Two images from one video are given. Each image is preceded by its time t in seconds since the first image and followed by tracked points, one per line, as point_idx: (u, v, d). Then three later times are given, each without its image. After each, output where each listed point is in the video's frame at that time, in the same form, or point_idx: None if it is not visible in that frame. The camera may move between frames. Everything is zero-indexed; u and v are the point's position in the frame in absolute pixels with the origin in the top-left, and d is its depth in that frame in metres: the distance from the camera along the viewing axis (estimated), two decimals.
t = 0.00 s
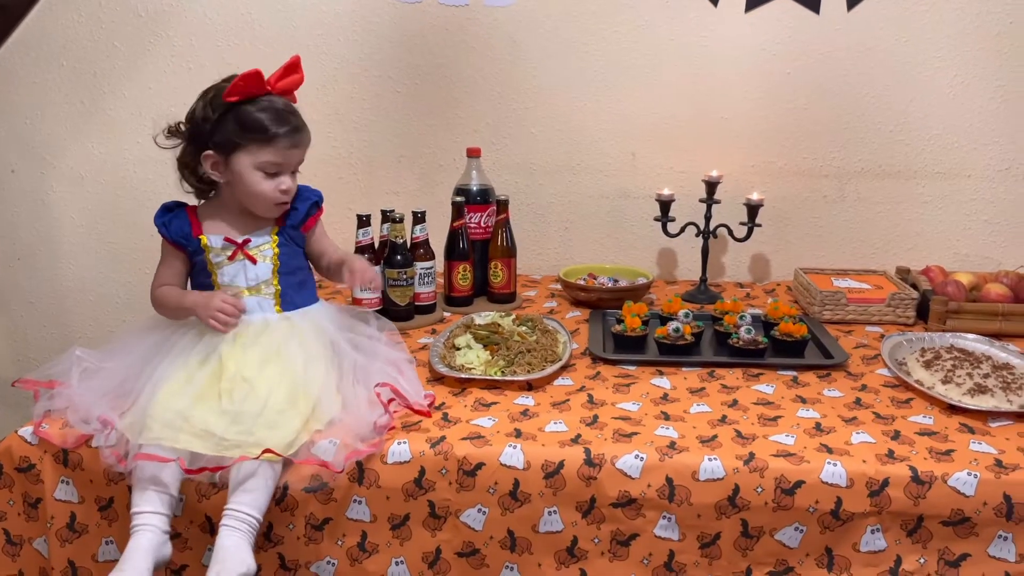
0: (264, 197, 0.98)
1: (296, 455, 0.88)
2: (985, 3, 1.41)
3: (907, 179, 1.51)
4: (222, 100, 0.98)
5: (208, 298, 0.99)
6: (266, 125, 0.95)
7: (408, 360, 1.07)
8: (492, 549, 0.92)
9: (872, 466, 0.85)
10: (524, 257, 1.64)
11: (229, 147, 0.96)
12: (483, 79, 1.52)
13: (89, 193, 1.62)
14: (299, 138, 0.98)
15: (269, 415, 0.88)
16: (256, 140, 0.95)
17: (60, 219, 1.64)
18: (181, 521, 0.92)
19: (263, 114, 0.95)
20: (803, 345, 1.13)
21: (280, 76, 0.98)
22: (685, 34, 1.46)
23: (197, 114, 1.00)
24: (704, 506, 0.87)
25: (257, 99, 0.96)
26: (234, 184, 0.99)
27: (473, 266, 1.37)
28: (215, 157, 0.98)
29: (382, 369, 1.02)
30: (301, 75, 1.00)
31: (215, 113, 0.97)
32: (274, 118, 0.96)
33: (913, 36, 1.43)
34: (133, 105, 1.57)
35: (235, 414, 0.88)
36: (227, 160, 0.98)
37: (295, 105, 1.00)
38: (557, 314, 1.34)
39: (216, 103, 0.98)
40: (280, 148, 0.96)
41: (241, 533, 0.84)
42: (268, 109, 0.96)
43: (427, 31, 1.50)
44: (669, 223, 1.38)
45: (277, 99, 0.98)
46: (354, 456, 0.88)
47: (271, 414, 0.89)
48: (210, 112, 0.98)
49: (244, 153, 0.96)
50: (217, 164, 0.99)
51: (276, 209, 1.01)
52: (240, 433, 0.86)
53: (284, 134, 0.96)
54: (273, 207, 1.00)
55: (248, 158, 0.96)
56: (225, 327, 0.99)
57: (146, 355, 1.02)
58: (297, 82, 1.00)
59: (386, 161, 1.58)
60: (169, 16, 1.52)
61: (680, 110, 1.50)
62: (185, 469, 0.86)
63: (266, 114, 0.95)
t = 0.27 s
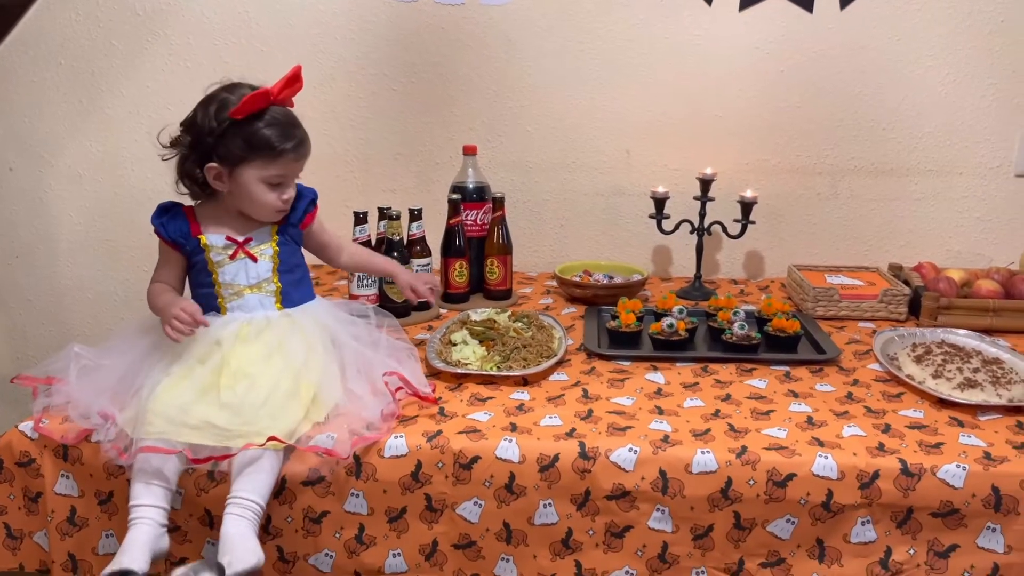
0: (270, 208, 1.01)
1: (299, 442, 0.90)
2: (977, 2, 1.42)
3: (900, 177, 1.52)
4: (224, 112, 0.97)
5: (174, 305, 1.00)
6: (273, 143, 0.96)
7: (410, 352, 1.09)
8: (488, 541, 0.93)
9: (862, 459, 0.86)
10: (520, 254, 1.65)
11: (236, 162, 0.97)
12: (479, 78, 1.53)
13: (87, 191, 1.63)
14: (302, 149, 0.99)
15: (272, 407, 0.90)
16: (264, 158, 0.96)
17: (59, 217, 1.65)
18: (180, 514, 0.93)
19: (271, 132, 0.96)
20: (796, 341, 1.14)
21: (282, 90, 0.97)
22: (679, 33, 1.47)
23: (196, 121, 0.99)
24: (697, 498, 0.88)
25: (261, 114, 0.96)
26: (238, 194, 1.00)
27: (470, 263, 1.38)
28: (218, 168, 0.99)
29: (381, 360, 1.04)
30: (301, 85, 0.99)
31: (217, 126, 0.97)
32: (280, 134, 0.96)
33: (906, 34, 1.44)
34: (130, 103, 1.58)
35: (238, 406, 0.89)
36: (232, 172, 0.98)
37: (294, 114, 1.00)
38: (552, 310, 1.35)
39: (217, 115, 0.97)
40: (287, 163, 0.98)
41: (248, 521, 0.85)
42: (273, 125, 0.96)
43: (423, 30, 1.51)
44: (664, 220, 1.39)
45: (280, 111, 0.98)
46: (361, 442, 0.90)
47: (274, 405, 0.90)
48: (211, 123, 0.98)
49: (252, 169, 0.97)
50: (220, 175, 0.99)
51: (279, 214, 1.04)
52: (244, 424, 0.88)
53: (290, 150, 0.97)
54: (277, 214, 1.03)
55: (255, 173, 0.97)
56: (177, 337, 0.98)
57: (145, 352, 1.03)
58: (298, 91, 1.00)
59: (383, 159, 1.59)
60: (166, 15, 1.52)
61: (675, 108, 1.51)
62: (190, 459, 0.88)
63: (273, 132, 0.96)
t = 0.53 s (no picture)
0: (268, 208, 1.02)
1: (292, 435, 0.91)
2: None
3: (891, 174, 1.53)
4: (226, 114, 0.97)
5: (158, 307, 1.01)
6: (275, 147, 0.97)
7: (403, 348, 1.10)
8: (481, 534, 0.94)
9: (850, 451, 0.87)
10: (513, 251, 1.65)
11: (236, 164, 0.98)
12: (473, 75, 1.54)
13: (82, 189, 1.63)
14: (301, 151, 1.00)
15: (266, 400, 0.91)
16: (265, 160, 0.97)
17: (53, 215, 1.65)
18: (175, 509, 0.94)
19: (273, 136, 0.96)
20: (786, 336, 1.15)
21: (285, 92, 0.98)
22: (671, 31, 1.48)
23: (197, 121, 0.99)
24: (688, 491, 0.89)
25: (263, 117, 0.97)
26: (236, 195, 1.00)
27: (463, 260, 1.39)
28: (217, 168, 0.99)
29: (375, 356, 1.05)
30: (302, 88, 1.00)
31: (219, 127, 0.97)
32: (281, 138, 0.97)
33: (897, 32, 1.45)
34: (125, 101, 1.58)
35: (232, 398, 0.90)
36: (231, 173, 0.99)
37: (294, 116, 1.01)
38: (545, 307, 1.36)
39: (219, 116, 0.97)
40: (287, 165, 0.99)
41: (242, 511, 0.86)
42: (275, 127, 0.97)
43: (417, 28, 1.52)
44: (656, 217, 1.40)
45: (281, 115, 0.98)
46: (355, 435, 0.91)
47: (268, 398, 0.91)
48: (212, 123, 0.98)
49: (252, 171, 0.98)
50: (219, 175, 1.00)
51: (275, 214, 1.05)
52: (238, 416, 0.89)
53: (291, 152, 0.98)
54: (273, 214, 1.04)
55: (255, 175, 0.98)
56: (160, 339, 0.99)
57: (138, 349, 1.03)
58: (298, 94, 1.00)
59: (377, 156, 1.60)
60: (161, 14, 1.53)
61: (667, 105, 1.52)
62: (184, 451, 0.88)
63: (275, 135, 0.97)
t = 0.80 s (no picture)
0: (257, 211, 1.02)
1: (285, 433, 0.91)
2: None
3: (883, 172, 1.53)
4: (217, 116, 0.97)
5: (144, 306, 1.01)
6: (265, 152, 0.96)
7: (395, 347, 1.10)
8: (473, 532, 0.94)
9: (841, 448, 0.88)
10: (506, 250, 1.65)
11: (225, 167, 0.97)
12: (466, 74, 1.54)
13: (73, 188, 1.63)
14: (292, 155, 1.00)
15: (257, 397, 0.91)
16: (255, 165, 0.97)
17: (45, 215, 1.65)
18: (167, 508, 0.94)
19: (263, 141, 0.96)
20: (778, 333, 1.15)
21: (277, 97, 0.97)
22: (663, 29, 1.48)
23: (188, 122, 0.99)
24: (679, 488, 0.89)
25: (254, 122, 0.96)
26: (225, 196, 1.01)
27: (456, 258, 1.39)
28: (206, 169, 0.99)
29: (367, 354, 1.05)
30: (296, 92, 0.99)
31: (210, 130, 0.97)
32: (272, 143, 0.97)
33: (888, 30, 1.46)
34: (116, 100, 1.57)
35: (223, 395, 0.90)
36: (221, 176, 0.99)
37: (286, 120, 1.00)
38: (538, 305, 1.36)
39: (211, 119, 0.97)
40: (277, 169, 0.99)
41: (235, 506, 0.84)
42: (266, 132, 0.96)
43: (409, 27, 1.52)
44: (649, 215, 1.40)
45: (273, 119, 0.98)
46: (348, 432, 0.91)
47: (259, 395, 0.91)
48: (203, 126, 0.97)
49: (241, 175, 0.98)
50: (208, 177, 0.99)
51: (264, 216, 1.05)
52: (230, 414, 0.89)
53: (281, 157, 0.98)
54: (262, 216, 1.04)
55: (244, 178, 0.98)
56: (144, 338, 0.99)
57: (129, 349, 1.03)
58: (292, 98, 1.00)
59: (370, 156, 1.60)
60: (151, 12, 1.52)
61: (659, 104, 1.53)
62: (173, 448, 0.88)
63: (265, 140, 0.96)
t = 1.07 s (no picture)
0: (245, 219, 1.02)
1: (276, 436, 0.91)
2: None
3: (875, 172, 1.54)
4: (209, 124, 0.97)
5: (133, 309, 1.01)
6: (256, 163, 0.96)
7: (388, 350, 1.10)
8: (467, 535, 0.94)
9: (834, 449, 0.88)
10: (500, 250, 1.65)
11: (215, 176, 0.97)
12: (458, 75, 1.53)
13: (65, 191, 1.62)
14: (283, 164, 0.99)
15: (248, 401, 0.91)
16: (245, 175, 0.97)
17: (36, 217, 1.64)
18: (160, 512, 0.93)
19: (254, 152, 0.96)
20: (771, 334, 1.15)
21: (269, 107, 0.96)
22: (656, 30, 1.48)
23: (179, 128, 0.98)
24: (673, 490, 0.89)
25: (244, 132, 0.96)
26: (214, 204, 1.00)
27: (449, 259, 1.38)
28: (196, 177, 0.98)
29: (359, 357, 1.05)
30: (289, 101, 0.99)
31: (200, 139, 0.96)
32: (263, 153, 0.96)
33: (880, 30, 1.46)
34: (107, 101, 1.57)
35: (213, 399, 0.90)
36: (211, 184, 0.99)
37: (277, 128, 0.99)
38: (532, 306, 1.36)
39: (202, 127, 0.96)
40: (267, 180, 0.98)
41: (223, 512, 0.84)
42: (257, 142, 0.96)
43: (402, 27, 1.51)
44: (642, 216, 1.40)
45: (265, 128, 0.97)
46: (341, 435, 0.91)
47: (250, 398, 0.91)
48: (194, 133, 0.97)
49: (231, 185, 0.97)
50: (197, 184, 0.99)
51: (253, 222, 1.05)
52: (220, 418, 0.89)
53: (271, 168, 0.98)
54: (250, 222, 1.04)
55: (234, 187, 0.98)
56: (132, 340, 1.00)
57: (120, 352, 1.02)
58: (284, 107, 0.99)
59: (363, 156, 1.60)
60: (143, 13, 1.52)
61: (652, 104, 1.53)
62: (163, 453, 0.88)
63: (257, 151, 0.96)
